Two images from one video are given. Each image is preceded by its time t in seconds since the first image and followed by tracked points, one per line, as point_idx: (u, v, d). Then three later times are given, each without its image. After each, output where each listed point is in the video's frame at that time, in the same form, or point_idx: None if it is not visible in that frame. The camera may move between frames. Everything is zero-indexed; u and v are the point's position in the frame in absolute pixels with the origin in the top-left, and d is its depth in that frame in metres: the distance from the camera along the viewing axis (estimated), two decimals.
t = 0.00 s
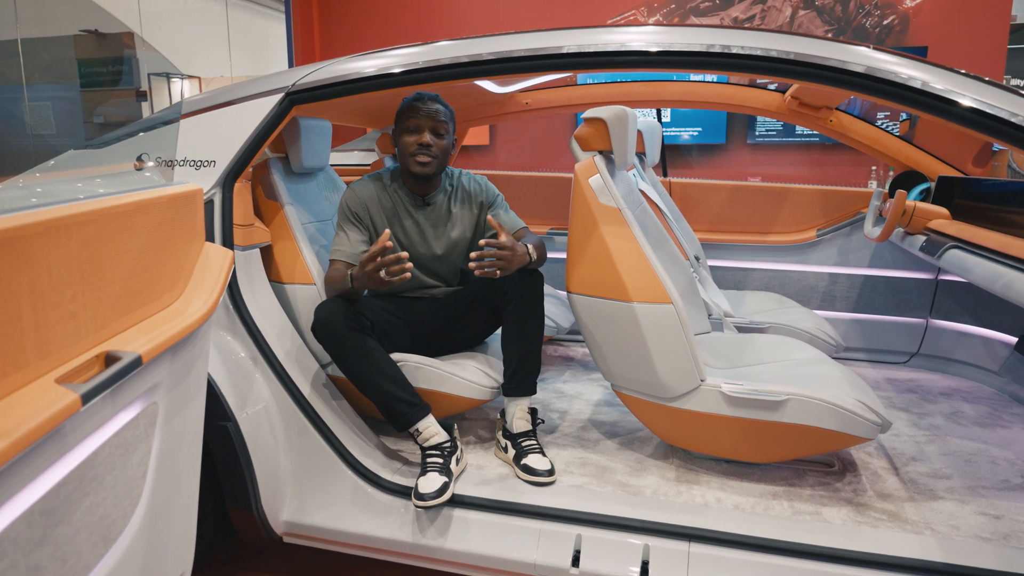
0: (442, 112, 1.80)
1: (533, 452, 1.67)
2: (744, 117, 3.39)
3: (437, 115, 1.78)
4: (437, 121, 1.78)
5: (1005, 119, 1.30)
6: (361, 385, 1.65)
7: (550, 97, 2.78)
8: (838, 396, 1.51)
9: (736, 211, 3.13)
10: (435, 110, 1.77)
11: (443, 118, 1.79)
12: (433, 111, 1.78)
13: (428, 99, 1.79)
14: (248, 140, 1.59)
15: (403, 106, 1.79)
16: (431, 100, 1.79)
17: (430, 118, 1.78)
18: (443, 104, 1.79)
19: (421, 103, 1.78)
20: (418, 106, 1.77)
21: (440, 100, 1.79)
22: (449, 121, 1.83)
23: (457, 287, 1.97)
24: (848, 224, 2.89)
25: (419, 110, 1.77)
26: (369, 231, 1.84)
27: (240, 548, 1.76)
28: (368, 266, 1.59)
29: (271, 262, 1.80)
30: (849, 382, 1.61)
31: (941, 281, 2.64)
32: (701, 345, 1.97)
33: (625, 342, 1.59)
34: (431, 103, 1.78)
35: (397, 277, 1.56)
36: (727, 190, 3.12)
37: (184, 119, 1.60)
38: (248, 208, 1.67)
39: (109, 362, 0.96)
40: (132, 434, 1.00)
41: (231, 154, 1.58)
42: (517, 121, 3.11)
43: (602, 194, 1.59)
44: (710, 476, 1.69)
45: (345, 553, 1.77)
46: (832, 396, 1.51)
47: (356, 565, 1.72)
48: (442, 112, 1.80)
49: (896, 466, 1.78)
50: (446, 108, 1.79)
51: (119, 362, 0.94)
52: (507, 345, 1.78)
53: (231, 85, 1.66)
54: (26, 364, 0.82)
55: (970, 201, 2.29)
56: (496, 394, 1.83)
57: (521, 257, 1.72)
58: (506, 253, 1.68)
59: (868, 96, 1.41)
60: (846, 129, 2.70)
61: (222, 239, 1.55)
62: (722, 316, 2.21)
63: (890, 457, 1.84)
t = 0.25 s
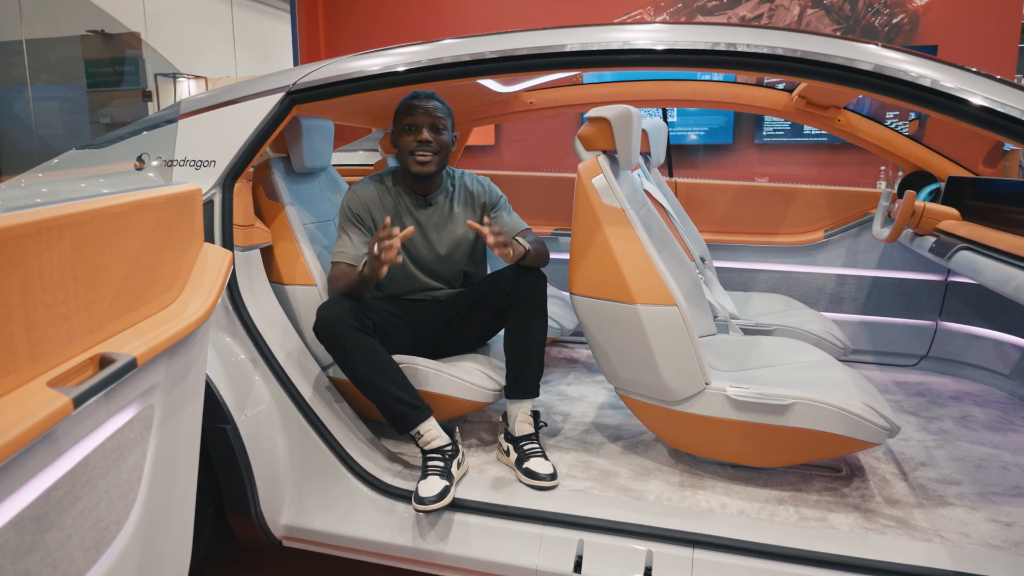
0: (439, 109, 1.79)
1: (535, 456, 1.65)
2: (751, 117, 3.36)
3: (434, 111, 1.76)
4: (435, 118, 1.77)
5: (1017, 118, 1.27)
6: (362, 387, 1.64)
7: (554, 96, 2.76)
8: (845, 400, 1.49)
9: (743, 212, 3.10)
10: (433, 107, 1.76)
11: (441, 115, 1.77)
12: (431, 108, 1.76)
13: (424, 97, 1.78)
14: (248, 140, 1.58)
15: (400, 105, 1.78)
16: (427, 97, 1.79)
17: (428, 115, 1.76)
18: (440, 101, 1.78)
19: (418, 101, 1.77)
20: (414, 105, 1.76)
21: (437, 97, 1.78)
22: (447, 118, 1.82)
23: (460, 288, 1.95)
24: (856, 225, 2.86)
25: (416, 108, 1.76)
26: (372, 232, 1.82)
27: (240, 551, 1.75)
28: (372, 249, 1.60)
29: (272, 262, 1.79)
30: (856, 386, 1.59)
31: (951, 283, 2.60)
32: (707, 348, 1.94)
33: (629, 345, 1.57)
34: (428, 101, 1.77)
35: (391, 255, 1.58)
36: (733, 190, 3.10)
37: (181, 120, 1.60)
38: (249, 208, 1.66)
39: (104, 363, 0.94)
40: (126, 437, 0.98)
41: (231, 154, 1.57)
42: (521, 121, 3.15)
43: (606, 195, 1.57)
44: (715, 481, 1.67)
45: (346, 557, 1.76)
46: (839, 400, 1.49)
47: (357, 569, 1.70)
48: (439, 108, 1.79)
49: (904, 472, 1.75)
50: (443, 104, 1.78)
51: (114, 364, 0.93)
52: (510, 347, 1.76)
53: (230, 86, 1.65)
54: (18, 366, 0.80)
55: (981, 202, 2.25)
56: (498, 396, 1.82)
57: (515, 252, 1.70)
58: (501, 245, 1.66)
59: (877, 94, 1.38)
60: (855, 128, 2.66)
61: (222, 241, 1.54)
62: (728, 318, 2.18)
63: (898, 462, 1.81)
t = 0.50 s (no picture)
0: (437, 106, 1.77)
1: (537, 460, 1.64)
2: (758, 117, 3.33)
3: (433, 109, 1.74)
4: (434, 116, 1.75)
5: None
6: (363, 389, 1.62)
7: (559, 96, 2.74)
8: (853, 405, 1.46)
9: (750, 213, 3.07)
10: (432, 105, 1.74)
11: (439, 112, 1.75)
12: (428, 106, 1.75)
13: (422, 95, 1.76)
14: (248, 140, 1.57)
15: (398, 105, 1.77)
16: (425, 95, 1.77)
17: (426, 113, 1.74)
18: (438, 98, 1.76)
19: (416, 99, 1.75)
20: (413, 103, 1.74)
21: (434, 94, 1.76)
22: (447, 116, 1.80)
23: (463, 289, 1.94)
24: (865, 226, 2.82)
25: (415, 106, 1.74)
26: (373, 233, 1.81)
27: (240, 553, 1.74)
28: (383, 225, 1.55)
29: (273, 263, 1.77)
30: (865, 390, 1.56)
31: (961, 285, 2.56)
32: (713, 350, 1.92)
33: (633, 348, 1.55)
34: (426, 99, 1.76)
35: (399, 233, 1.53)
36: (740, 191, 3.07)
37: (180, 121, 1.59)
38: (249, 208, 1.65)
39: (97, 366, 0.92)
40: (120, 441, 0.97)
41: (231, 154, 1.56)
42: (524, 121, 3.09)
43: (609, 195, 1.54)
44: (720, 486, 1.64)
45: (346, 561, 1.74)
46: (848, 405, 1.46)
47: (357, 573, 1.69)
48: (438, 107, 1.78)
49: (913, 477, 1.72)
50: (441, 102, 1.76)
51: (107, 367, 0.91)
52: (513, 350, 1.74)
53: (233, 84, 1.63)
54: (6, 369, 0.78)
55: (993, 202, 2.21)
56: (501, 399, 1.80)
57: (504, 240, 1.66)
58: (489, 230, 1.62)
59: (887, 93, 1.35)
60: (862, 128, 2.63)
61: (223, 242, 1.53)
62: (734, 320, 2.16)
63: (907, 467, 1.78)
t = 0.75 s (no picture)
0: (441, 107, 1.75)
1: (540, 464, 1.61)
2: (766, 116, 3.30)
3: (437, 111, 1.73)
4: (437, 117, 1.73)
5: None
6: (364, 392, 1.61)
7: (565, 96, 2.72)
8: (861, 410, 1.43)
9: (757, 213, 3.04)
10: (435, 106, 1.72)
11: (443, 114, 1.74)
12: (433, 107, 1.73)
13: (426, 95, 1.74)
14: (248, 141, 1.55)
15: (401, 104, 1.75)
16: (429, 96, 1.75)
17: (430, 114, 1.73)
18: (442, 99, 1.74)
19: (420, 99, 1.74)
20: (417, 103, 1.72)
21: (439, 95, 1.75)
22: (451, 117, 1.78)
23: (466, 291, 1.92)
24: (874, 227, 2.79)
25: (418, 107, 1.73)
26: (374, 234, 1.79)
27: (240, 557, 1.73)
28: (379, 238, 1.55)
29: (274, 264, 1.76)
30: (874, 395, 1.53)
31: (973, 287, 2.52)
32: (719, 353, 1.89)
33: (637, 352, 1.53)
34: (430, 100, 1.74)
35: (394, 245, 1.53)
36: (748, 191, 3.03)
37: (180, 121, 1.58)
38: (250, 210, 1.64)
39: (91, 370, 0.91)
40: (115, 446, 0.95)
41: (231, 154, 1.55)
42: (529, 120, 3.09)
43: (613, 196, 1.52)
44: (726, 492, 1.62)
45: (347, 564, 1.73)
46: (855, 410, 1.43)
47: None
48: (442, 108, 1.76)
49: (923, 484, 1.69)
50: (446, 103, 1.74)
51: (101, 371, 0.89)
52: (516, 352, 1.72)
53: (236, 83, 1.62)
54: None
55: (1005, 202, 2.17)
56: (503, 402, 1.78)
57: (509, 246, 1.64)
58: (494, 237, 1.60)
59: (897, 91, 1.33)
60: (872, 128, 2.60)
61: (222, 244, 1.52)
62: (741, 323, 2.13)
63: (917, 473, 1.74)
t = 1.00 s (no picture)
0: (447, 109, 1.73)
1: (542, 468, 1.59)
2: (774, 116, 3.26)
3: (442, 113, 1.71)
4: (443, 120, 1.71)
5: None
6: (364, 395, 1.59)
7: (570, 95, 2.69)
8: (870, 416, 1.40)
9: (765, 214, 3.00)
10: (441, 108, 1.70)
11: (449, 116, 1.72)
12: (438, 109, 1.71)
13: (432, 96, 1.72)
14: (248, 140, 1.54)
15: (407, 104, 1.73)
16: (435, 97, 1.72)
17: (435, 117, 1.71)
18: (449, 101, 1.72)
19: (425, 101, 1.71)
20: (422, 104, 1.70)
21: (445, 96, 1.72)
22: (456, 119, 1.76)
23: (468, 293, 1.90)
24: (883, 228, 2.75)
25: (423, 109, 1.70)
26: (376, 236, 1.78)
27: (241, 560, 1.71)
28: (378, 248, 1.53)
29: (275, 265, 1.75)
30: (883, 400, 1.50)
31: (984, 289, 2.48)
32: (725, 356, 1.86)
33: (641, 355, 1.50)
34: (435, 101, 1.72)
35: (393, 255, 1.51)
36: (755, 192, 3.00)
37: (177, 121, 1.57)
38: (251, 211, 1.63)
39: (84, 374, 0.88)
40: (109, 450, 0.94)
41: (231, 154, 1.54)
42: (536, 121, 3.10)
43: (617, 197, 1.50)
44: (732, 497, 1.59)
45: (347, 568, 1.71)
46: (864, 415, 1.40)
47: None
48: (448, 109, 1.73)
49: (934, 490, 1.66)
50: (452, 105, 1.72)
51: (93, 375, 0.87)
52: (518, 355, 1.70)
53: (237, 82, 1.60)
54: None
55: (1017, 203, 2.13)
56: (507, 405, 1.76)
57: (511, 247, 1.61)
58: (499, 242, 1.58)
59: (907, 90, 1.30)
60: (881, 128, 2.56)
61: (223, 247, 1.51)
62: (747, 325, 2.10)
63: (927, 479, 1.71)
